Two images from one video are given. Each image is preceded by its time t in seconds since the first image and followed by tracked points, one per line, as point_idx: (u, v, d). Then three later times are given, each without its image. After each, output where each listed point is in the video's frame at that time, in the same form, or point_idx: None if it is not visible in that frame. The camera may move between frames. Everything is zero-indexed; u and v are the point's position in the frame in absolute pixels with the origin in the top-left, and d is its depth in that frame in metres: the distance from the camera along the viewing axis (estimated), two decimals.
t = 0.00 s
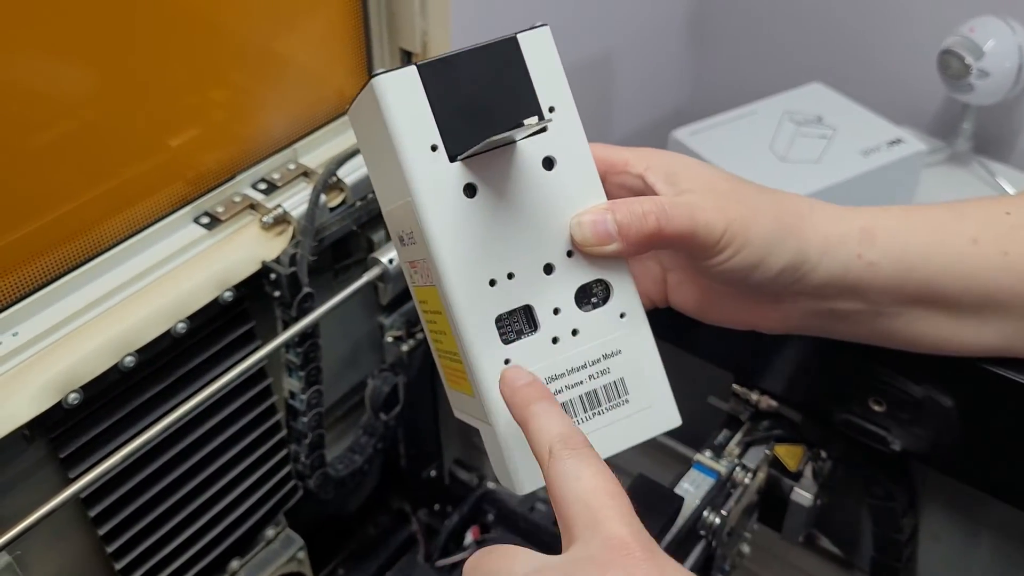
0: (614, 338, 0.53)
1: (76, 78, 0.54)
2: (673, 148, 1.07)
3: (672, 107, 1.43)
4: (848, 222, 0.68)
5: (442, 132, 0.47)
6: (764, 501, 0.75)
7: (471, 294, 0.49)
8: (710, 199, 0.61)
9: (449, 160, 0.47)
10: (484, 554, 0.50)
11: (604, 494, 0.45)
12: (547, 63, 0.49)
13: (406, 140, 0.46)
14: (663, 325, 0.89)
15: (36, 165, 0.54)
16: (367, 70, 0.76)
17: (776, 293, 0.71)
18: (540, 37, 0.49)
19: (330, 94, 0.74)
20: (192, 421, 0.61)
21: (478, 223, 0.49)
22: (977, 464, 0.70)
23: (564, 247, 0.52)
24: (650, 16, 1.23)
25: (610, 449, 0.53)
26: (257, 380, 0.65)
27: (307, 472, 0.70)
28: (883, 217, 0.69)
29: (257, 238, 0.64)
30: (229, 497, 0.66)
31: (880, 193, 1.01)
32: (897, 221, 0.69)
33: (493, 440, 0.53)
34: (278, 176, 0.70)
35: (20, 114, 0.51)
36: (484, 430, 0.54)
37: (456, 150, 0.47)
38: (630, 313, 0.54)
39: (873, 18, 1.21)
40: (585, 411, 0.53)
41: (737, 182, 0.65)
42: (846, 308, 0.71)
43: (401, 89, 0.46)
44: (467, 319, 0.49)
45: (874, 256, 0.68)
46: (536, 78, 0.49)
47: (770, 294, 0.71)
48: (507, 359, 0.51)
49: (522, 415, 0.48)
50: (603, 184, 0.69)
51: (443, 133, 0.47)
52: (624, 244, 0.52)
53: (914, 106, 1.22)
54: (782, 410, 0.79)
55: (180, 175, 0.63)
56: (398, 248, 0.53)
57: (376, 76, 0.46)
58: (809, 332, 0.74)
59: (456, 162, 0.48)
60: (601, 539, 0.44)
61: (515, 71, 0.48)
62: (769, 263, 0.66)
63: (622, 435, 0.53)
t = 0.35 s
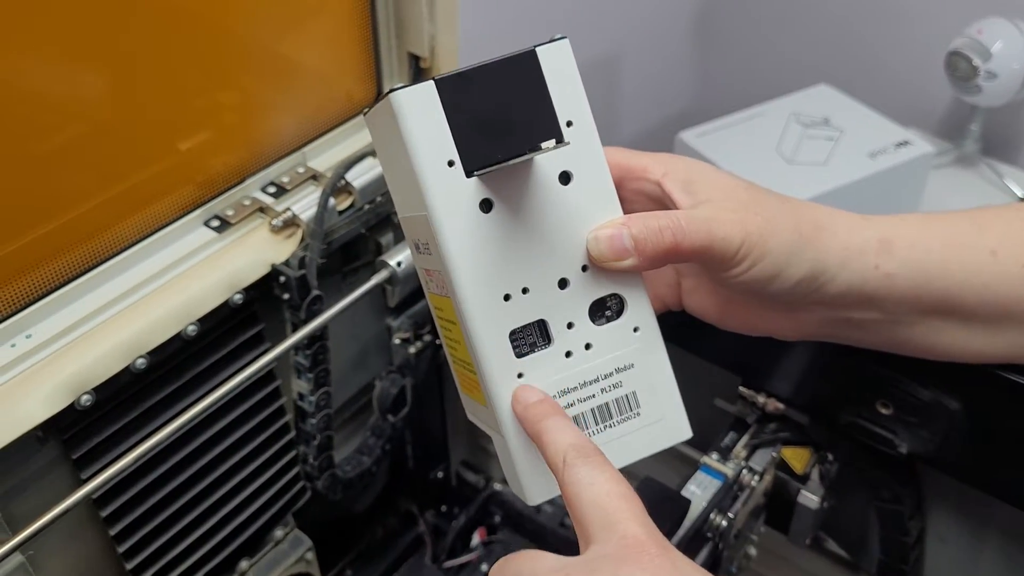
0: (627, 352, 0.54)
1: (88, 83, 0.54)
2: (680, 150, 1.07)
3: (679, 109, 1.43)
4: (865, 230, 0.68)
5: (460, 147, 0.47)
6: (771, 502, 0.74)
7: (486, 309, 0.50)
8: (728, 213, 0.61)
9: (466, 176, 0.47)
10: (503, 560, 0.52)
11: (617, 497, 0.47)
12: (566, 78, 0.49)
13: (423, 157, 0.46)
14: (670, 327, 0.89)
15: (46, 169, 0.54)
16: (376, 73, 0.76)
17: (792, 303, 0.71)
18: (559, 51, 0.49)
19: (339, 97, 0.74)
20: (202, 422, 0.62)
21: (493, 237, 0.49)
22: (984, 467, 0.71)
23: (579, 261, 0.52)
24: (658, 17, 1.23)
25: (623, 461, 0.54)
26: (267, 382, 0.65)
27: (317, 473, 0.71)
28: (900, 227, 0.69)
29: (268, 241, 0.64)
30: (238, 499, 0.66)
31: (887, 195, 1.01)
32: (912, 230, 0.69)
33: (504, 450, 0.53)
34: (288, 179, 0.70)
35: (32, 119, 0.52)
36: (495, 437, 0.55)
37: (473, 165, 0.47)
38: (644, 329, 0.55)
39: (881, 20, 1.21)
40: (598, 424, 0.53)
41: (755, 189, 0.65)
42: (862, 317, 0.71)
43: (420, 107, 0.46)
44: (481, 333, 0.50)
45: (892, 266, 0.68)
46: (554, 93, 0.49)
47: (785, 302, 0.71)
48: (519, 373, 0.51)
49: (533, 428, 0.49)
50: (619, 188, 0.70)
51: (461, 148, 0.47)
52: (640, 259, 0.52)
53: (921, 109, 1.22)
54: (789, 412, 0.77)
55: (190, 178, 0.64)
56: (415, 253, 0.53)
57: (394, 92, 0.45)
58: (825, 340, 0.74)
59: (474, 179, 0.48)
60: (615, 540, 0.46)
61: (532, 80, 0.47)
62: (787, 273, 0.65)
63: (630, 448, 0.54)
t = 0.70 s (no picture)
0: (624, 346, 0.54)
1: (91, 80, 0.54)
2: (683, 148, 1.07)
3: (682, 108, 1.43)
4: (868, 227, 0.68)
5: (460, 139, 0.47)
6: (772, 499, 0.74)
7: (482, 300, 0.50)
8: (729, 207, 0.61)
9: (465, 168, 0.48)
10: (577, 516, 0.53)
11: (708, 447, 0.49)
12: (569, 73, 0.49)
13: (423, 147, 0.47)
14: (672, 324, 0.89)
15: (49, 167, 0.54)
16: (379, 69, 0.76)
17: (795, 299, 0.70)
18: (563, 46, 0.48)
19: (342, 94, 0.74)
20: (205, 418, 0.62)
21: (491, 229, 0.49)
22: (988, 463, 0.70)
23: (578, 256, 0.52)
24: (661, 16, 1.23)
25: (617, 454, 0.54)
26: (270, 379, 0.65)
27: (321, 469, 0.71)
28: (904, 224, 0.69)
29: (272, 238, 0.64)
30: (241, 495, 0.66)
31: (891, 193, 1.00)
32: (916, 228, 0.68)
33: (499, 439, 0.53)
34: (290, 176, 0.70)
35: (33, 117, 0.52)
36: (491, 427, 0.55)
37: (474, 158, 0.47)
38: (640, 324, 0.55)
39: (885, 18, 1.21)
40: (592, 416, 0.53)
41: (757, 184, 0.65)
42: (864, 313, 0.71)
43: (422, 98, 0.46)
44: (476, 320, 0.50)
45: (895, 264, 0.68)
46: (557, 88, 0.49)
47: (787, 298, 0.70)
48: (515, 364, 0.51)
49: (635, 372, 0.51)
50: (626, 180, 0.71)
51: (461, 140, 0.47)
52: (639, 255, 0.52)
53: (925, 107, 1.22)
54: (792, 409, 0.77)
55: (194, 175, 0.64)
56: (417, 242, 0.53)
57: (396, 83, 0.46)
58: (828, 336, 0.74)
59: (473, 171, 0.48)
60: (704, 482, 0.47)
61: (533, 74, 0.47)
62: (789, 269, 0.65)
63: (625, 441, 0.54)
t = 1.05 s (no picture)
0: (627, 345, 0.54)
1: (94, 81, 0.54)
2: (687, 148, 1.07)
3: (686, 107, 1.43)
4: (873, 228, 0.68)
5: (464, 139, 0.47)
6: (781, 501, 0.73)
7: (487, 300, 0.50)
8: (733, 207, 0.61)
9: (468, 168, 0.47)
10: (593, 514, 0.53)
11: (728, 447, 0.49)
12: (571, 72, 0.49)
13: (426, 147, 0.46)
14: (678, 325, 0.89)
15: (52, 167, 0.54)
16: (383, 69, 0.76)
17: (800, 299, 0.70)
18: (564, 45, 0.48)
19: (347, 95, 0.74)
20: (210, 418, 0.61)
21: (495, 228, 0.49)
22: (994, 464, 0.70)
23: (582, 255, 0.52)
24: (665, 16, 1.23)
25: (621, 455, 0.54)
26: (274, 379, 0.65)
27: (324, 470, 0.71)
28: (909, 225, 0.68)
29: (274, 238, 0.64)
30: (246, 496, 0.66)
31: (896, 193, 1.00)
32: (922, 229, 0.68)
33: (503, 440, 0.53)
34: (295, 176, 0.70)
35: (36, 118, 0.52)
36: (496, 428, 0.54)
37: (476, 158, 0.47)
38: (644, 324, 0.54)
39: (889, 18, 1.21)
40: (596, 416, 0.53)
41: (762, 184, 0.65)
42: (869, 314, 0.70)
43: (425, 99, 0.46)
44: (480, 320, 0.50)
45: (902, 264, 0.68)
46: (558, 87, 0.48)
47: (793, 298, 0.70)
48: (518, 364, 0.51)
49: (654, 369, 0.51)
50: (630, 180, 0.71)
51: (464, 140, 0.47)
52: (643, 255, 0.51)
53: (929, 107, 1.22)
54: (799, 409, 0.77)
55: (198, 176, 0.64)
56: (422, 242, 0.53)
57: (400, 82, 0.46)
58: (833, 335, 0.74)
59: (475, 171, 0.48)
60: (723, 482, 0.47)
61: (540, 72, 0.47)
62: (795, 269, 0.65)
63: (630, 441, 0.54)
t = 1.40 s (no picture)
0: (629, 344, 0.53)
1: (95, 75, 0.54)
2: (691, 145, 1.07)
3: (689, 104, 1.42)
4: (880, 224, 0.67)
5: (466, 133, 0.46)
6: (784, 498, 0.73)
7: (489, 296, 0.49)
8: (739, 203, 0.60)
9: (471, 163, 0.47)
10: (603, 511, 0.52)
11: (736, 448, 0.48)
12: (576, 63, 0.48)
13: (429, 141, 0.46)
14: (681, 322, 0.88)
15: (52, 161, 0.54)
16: (385, 64, 0.76)
17: (805, 294, 0.70)
18: (569, 39, 0.48)
19: (348, 90, 0.74)
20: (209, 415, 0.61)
21: (496, 225, 0.49)
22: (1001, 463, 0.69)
23: (584, 253, 0.51)
24: (668, 12, 1.23)
25: (624, 452, 0.53)
26: (275, 375, 0.65)
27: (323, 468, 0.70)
28: (918, 220, 0.68)
29: (274, 233, 0.64)
30: (244, 494, 0.65)
31: (901, 191, 1.00)
32: (930, 224, 0.67)
33: (504, 437, 0.52)
34: (295, 171, 0.70)
35: (36, 111, 0.51)
36: (498, 424, 0.54)
37: (479, 153, 0.46)
38: (648, 319, 0.54)
39: (894, 16, 1.20)
40: (598, 413, 0.53)
41: (769, 179, 0.64)
42: (876, 311, 0.70)
43: (428, 92, 0.45)
44: (482, 316, 0.49)
45: (908, 260, 0.67)
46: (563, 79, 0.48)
47: (797, 294, 0.70)
48: (520, 360, 0.51)
49: (655, 374, 0.51)
50: (635, 174, 0.70)
51: (466, 134, 0.46)
52: (648, 251, 0.51)
53: (934, 105, 1.21)
54: (802, 406, 0.76)
55: (197, 171, 0.63)
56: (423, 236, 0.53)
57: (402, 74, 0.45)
58: (838, 332, 0.73)
59: (478, 166, 0.47)
60: (734, 481, 0.47)
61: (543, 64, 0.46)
62: (800, 265, 0.65)
63: (631, 440, 0.53)
